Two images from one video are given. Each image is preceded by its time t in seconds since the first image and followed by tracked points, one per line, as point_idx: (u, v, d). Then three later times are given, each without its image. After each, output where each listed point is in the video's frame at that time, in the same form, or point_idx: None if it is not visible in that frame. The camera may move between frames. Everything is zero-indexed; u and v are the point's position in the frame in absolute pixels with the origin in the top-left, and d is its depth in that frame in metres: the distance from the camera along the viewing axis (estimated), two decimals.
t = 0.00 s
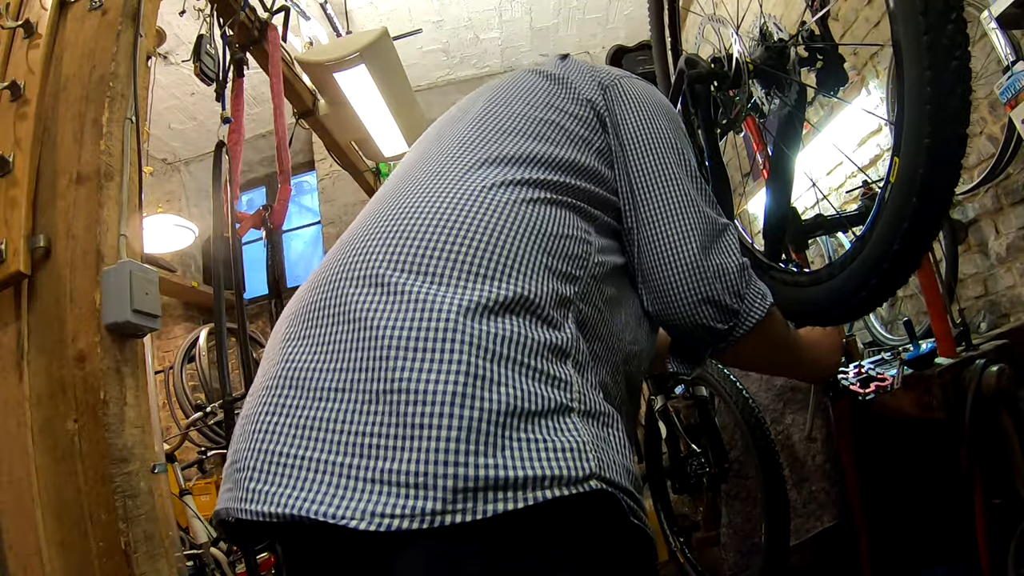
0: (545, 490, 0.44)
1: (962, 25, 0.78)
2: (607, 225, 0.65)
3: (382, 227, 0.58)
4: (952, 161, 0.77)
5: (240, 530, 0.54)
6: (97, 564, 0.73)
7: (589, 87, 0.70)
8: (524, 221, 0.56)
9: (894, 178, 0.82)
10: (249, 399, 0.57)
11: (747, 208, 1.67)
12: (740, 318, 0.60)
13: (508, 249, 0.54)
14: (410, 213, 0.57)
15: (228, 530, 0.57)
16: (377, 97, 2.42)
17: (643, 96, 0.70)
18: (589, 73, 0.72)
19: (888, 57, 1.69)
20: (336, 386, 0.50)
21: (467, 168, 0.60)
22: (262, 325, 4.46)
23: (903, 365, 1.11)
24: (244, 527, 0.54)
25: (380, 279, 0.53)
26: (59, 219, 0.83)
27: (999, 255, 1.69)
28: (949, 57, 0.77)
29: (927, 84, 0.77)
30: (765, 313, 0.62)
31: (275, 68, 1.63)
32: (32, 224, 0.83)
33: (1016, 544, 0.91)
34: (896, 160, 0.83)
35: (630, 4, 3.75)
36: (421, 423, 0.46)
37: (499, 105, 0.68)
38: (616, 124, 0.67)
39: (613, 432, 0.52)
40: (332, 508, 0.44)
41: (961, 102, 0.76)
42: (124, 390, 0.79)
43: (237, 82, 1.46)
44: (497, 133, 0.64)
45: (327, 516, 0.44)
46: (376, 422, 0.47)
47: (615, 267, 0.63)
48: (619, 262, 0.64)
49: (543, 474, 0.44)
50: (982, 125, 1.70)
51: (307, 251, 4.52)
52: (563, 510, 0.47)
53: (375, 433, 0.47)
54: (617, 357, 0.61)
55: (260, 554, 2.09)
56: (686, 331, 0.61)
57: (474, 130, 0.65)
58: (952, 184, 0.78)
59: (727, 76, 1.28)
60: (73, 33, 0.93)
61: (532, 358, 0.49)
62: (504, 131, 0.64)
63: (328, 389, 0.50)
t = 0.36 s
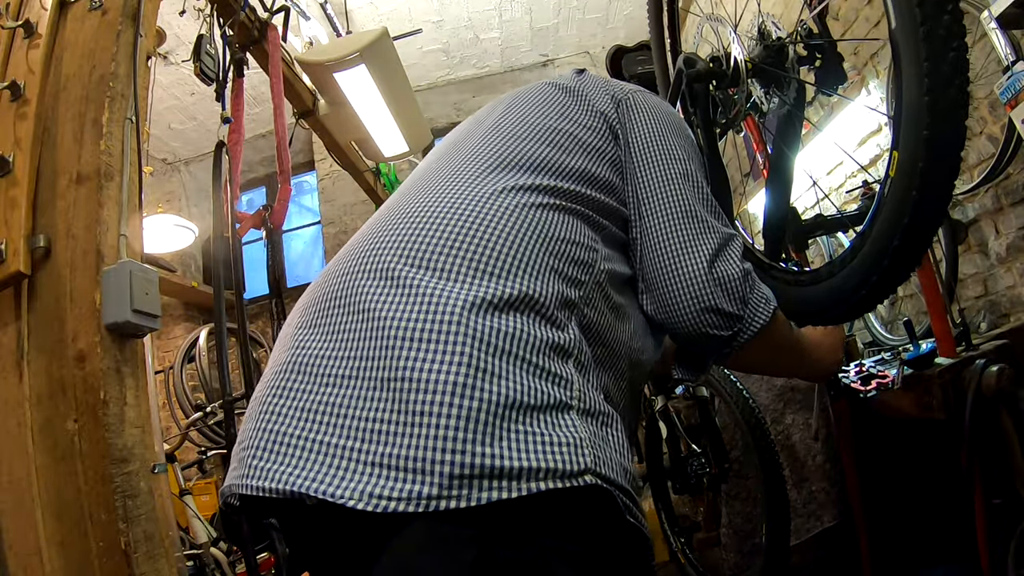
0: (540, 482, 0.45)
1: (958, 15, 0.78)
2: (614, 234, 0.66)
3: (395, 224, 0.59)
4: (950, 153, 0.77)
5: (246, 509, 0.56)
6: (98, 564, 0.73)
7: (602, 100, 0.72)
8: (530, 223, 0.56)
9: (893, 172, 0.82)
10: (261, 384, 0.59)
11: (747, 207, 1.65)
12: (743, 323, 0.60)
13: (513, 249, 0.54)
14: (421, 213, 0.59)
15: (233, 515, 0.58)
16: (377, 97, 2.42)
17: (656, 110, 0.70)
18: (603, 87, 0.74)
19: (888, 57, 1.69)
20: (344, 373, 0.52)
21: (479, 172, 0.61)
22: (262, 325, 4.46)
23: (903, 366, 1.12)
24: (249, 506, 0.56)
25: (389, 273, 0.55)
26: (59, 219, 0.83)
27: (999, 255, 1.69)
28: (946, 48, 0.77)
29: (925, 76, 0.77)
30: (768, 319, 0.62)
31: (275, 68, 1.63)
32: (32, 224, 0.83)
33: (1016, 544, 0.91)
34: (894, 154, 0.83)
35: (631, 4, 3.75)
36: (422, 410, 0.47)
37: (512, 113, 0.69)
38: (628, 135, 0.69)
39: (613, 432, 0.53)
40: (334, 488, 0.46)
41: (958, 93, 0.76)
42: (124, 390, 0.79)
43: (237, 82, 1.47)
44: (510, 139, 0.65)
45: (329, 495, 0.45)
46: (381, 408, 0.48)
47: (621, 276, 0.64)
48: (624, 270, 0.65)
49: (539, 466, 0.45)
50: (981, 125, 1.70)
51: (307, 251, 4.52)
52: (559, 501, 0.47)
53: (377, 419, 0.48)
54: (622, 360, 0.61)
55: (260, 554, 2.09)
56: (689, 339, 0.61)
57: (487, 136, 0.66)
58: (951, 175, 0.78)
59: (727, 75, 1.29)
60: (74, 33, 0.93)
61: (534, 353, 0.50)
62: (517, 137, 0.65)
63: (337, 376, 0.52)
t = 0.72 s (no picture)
0: (533, 481, 0.45)
1: (963, 20, 0.78)
2: (612, 239, 0.66)
3: (396, 227, 0.60)
4: (953, 157, 0.77)
5: (246, 504, 0.56)
6: (97, 565, 0.73)
7: (602, 106, 0.72)
8: (529, 227, 0.57)
9: (896, 175, 0.82)
10: (262, 382, 0.59)
11: (746, 207, 1.65)
12: (739, 327, 0.60)
13: (512, 252, 0.55)
14: (422, 215, 0.59)
15: (235, 511, 0.59)
16: (377, 97, 2.42)
17: (657, 118, 0.70)
18: (604, 94, 0.73)
19: (888, 57, 1.69)
20: (345, 371, 0.52)
21: (479, 177, 0.61)
22: (263, 324, 4.46)
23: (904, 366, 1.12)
24: (249, 500, 0.56)
25: (389, 274, 0.55)
26: (59, 219, 0.83)
27: (999, 254, 1.69)
28: (951, 53, 0.77)
29: (929, 80, 0.77)
30: (764, 322, 0.62)
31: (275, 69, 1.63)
32: (32, 224, 0.83)
33: (1016, 543, 0.92)
34: (897, 157, 0.83)
35: (631, 4, 3.75)
36: (419, 408, 0.47)
37: (514, 119, 0.69)
38: (628, 143, 0.69)
39: (608, 434, 0.53)
40: (332, 483, 0.46)
41: (962, 97, 0.76)
42: (124, 390, 0.79)
43: (237, 82, 1.47)
44: (511, 144, 0.65)
45: (327, 490, 0.46)
46: (379, 405, 0.49)
47: (619, 282, 0.64)
48: (622, 276, 0.65)
49: (533, 465, 0.45)
50: (981, 125, 1.70)
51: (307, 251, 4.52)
52: (552, 499, 0.47)
53: (375, 417, 0.48)
54: (619, 364, 0.61)
55: (260, 553, 2.09)
56: (685, 343, 0.61)
57: (489, 142, 0.66)
58: (954, 177, 0.78)
59: (728, 76, 1.29)
60: (73, 33, 0.93)
61: (530, 355, 0.50)
62: (518, 142, 0.65)
63: (336, 374, 0.52)
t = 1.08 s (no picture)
0: (532, 480, 0.45)
1: (965, 19, 0.78)
2: (616, 245, 0.66)
3: (402, 228, 0.60)
4: (955, 156, 0.77)
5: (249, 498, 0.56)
6: (97, 565, 0.73)
7: (609, 112, 0.72)
8: (533, 231, 0.57)
9: (899, 173, 0.82)
10: (266, 380, 0.59)
11: (746, 208, 1.65)
12: (740, 330, 0.61)
13: (516, 254, 0.55)
14: (428, 218, 0.59)
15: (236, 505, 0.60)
16: (377, 97, 2.42)
17: (663, 126, 0.70)
18: (611, 100, 0.74)
19: (888, 57, 1.69)
20: (348, 368, 0.52)
21: (485, 181, 0.62)
22: (263, 324, 4.46)
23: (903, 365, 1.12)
24: (252, 495, 0.56)
25: (395, 274, 0.55)
26: (59, 219, 0.83)
27: (999, 254, 1.69)
28: (954, 52, 0.77)
29: (932, 78, 0.77)
30: (766, 327, 0.62)
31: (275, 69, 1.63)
32: (32, 224, 0.83)
33: (1016, 544, 0.92)
34: (899, 155, 0.82)
35: (631, 4, 3.75)
36: (421, 405, 0.47)
37: (521, 123, 0.69)
38: (634, 150, 0.69)
39: (608, 436, 0.53)
40: (334, 478, 0.46)
41: (965, 96, 0.76)
42: (124, 390, 0.79)
43: (237, 82, 1.47)
44: (517, 148, 0.65)
45: (330, 485, 0.46)
46: (382, 402, 0.49)
47: (623, 288, 0.64)
48: (626, 281, 0.65)
49: (533, 465, 0.45)
50: (981, 125, 1.71)
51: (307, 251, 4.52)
52: (550, 498, 0.47)
53: (377, 415, 0.48)
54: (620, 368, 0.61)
55: (260, 553, 2.09)
56: (687, 347, 0.61)
57: (496, 146, 0.66)
58: (957, 176, 0.78)
59: (729, 76, 1.28)
60: (73, 33, 0.93)
61: (532, 356, 0.50)
62: (524, 147, 0.65)
63: (340, 372, 0.52)
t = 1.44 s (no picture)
0: (539, 479, 0.45)
1: (962, 19, 0.78)
2: (622, 247, 0.66)
3: (412, 228, 0.60)
4: (952, 156, 0.77)
5: (256, 493, 0.57)
6: (97, 565, 0.72)
7: (619, 117, 0.72)
8: (542, 232, 0.57)
9: (897, 173, 0.82)
10: (274, 376, 0.59)
11: (747, 207, 1.65)
12: (743, 332, 0.61)
13: (525, 255, 0.55)
14: (437, 218, 0.59)
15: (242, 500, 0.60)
16: (377, 97, 2.42)
17: (672, 131, 0.71)
18: (620, 105, 0.74)
19: (888, 57, 1.69)
20: (358, 365, 0.52)
21: (494, 181, 0.62)
22: (263, 324, 4.46)
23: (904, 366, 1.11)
24: (258, 489, 0.56)
25: (404, 273, 0.55)
26: (58, 218, 0.83)
27: (999, 254, 1.69)
28: (950, 51, 0.77)
29: (929, 78, 0.77)
30: (767, 327, 0.63)
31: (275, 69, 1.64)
32: (32, 224, 0.83)
33: (1015, 544, 0.93)
34: (897, 156, 0.82)
35: (631, 4, 3.75)
36: (429, 403, 0.47)
37: (531, 126, 0.69)
38: (643, 155, 0.69)
39: (612, 436, 0.53)
40: (343, 473, 0.46)
41: (962, 96, 0.76)
42: (124, 390, 0.79)
43: (237, 82, 1.47)
44: (527, 150, 0.65)
45: (338, 480, 0.46)
46: (391, 398, 0.49)
47: (628, 291, 0.64)
48: (630, 283, 0.65)
49: (539, 464, 0.45)
50: (981, 125, 1.71)
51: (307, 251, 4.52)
52: (554, 497, 0.47)
53: (385, 412, 0.48)
54: (625, 369, 0.61)
55: (260, 553, 2.09)
56: (691, 348, 0.62)
57: (507, 148, 0.67)
58: (954, 176, 0.78)
59: (728, 76, 1.29)
60: (73, 33, 0.93)
61: (540, 357, 0.50)
62: (533, 148, 0.65)
63: (349, 368, 0.52)
